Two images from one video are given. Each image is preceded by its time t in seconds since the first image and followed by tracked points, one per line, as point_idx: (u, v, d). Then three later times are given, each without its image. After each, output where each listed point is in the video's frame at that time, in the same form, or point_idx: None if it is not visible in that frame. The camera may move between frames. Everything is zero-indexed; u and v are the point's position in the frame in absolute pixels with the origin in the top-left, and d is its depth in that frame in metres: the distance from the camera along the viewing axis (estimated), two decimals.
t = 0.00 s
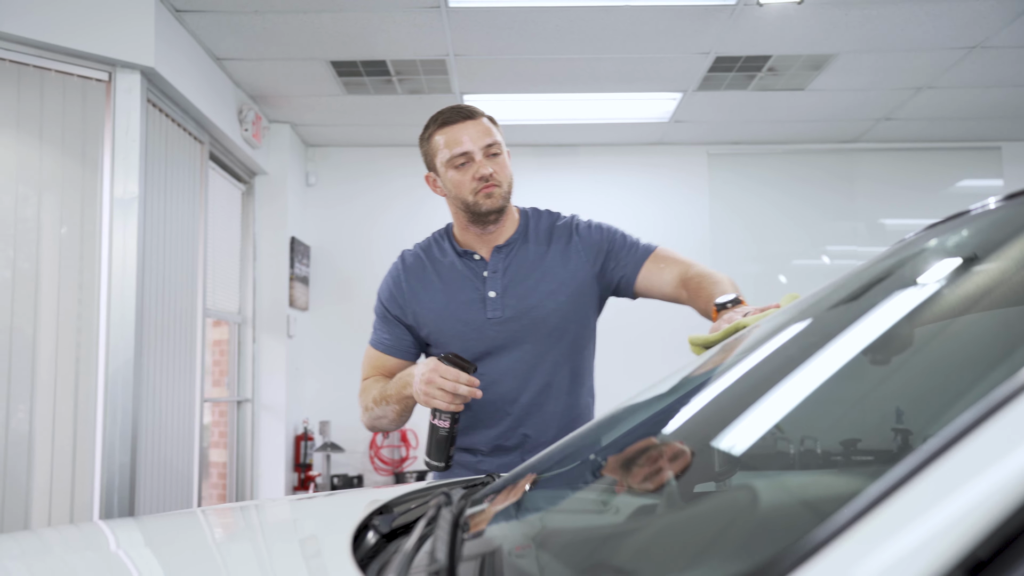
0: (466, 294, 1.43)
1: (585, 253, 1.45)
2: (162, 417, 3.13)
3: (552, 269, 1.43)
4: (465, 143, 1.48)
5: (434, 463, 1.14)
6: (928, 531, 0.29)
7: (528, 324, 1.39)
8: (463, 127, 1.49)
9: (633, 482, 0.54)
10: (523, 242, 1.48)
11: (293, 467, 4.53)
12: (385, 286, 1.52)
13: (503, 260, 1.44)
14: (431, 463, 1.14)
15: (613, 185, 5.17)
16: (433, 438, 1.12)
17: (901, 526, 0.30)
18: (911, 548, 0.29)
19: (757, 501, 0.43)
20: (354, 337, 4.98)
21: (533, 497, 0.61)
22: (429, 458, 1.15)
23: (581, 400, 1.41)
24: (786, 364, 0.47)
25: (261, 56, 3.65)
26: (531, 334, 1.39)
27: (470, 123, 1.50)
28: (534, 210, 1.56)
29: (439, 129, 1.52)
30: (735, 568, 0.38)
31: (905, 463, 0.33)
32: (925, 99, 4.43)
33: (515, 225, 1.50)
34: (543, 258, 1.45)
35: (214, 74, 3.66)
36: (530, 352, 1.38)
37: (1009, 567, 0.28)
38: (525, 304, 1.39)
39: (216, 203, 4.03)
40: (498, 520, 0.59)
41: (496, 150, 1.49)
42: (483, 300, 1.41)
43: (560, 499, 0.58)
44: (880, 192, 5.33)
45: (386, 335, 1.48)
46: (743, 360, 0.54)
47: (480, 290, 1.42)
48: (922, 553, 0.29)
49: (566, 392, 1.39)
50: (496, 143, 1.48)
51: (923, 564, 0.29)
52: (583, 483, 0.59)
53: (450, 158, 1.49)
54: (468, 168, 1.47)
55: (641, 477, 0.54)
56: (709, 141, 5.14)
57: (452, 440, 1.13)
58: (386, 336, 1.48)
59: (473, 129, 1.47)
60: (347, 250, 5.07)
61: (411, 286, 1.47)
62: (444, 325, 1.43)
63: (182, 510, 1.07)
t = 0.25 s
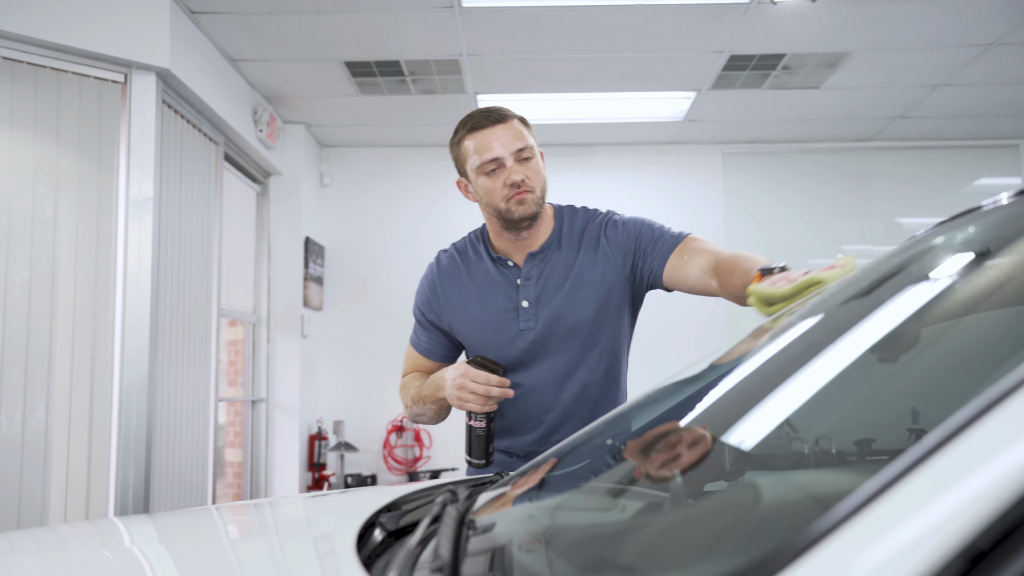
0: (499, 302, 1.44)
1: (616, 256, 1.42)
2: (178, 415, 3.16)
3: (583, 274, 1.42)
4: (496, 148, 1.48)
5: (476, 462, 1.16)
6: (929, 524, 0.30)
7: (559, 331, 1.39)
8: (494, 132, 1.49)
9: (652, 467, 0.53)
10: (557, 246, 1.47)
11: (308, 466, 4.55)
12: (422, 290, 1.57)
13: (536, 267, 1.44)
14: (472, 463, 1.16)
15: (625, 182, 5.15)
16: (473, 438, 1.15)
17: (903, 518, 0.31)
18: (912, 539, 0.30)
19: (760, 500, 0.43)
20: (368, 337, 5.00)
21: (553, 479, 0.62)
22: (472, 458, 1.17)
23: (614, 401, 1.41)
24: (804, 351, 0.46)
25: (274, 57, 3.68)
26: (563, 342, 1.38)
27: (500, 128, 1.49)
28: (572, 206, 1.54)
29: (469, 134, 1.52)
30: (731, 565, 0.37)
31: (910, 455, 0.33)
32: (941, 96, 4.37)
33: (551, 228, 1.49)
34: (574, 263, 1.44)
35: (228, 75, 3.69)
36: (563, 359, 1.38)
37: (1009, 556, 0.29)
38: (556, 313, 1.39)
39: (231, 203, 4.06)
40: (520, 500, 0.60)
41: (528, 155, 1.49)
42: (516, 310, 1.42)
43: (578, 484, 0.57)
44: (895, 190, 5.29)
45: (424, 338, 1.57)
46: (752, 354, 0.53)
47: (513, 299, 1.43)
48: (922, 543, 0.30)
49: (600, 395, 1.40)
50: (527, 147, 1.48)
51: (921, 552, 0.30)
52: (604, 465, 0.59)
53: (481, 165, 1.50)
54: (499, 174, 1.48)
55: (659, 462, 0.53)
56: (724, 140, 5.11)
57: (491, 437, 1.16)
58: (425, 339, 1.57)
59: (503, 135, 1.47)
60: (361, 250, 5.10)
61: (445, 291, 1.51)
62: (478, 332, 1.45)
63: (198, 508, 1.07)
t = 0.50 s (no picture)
0: (511, 318, 1.49)
1: (609, 274, 1.36)
2: (182, 415, 3.17)
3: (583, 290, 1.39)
4: (515, 165, 1.48)
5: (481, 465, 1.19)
6: (921, 516, 0.30)
7: (561, 346, 1.40)
8: (512, 149, 1.49)
9: (652, 455, 0.55)
10: (568, 263, 1.46)
11: (311, 466, 4.56)
12: (444, 292, 1.65)
13: (548, 285, 1.45)
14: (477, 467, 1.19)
15: (628, 182, 5.14)
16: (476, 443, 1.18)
17: (894, 510, 0.30)
18: (902, 531, 0.30)
19: (752, 499, 0.43)
20: (371, 337, 5.01)
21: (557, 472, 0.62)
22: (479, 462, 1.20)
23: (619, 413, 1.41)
24: (797, 354, 0.47)
25: (277, 58, 3.69)
26: (565, 358, 1.39)
27: (520, 144, 1.49)
28: (594, 216, 1.52)
29: (488, 151, 1.52)
30: (716, 563, 0.37)
31: (904, 447, 0.34)
32: (945, 96, 4.35)
33: (568, 244, 1.46)
34: (577, 277, 1.42)
35: (232, 75, 3.70)
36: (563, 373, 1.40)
37: (998, 546, 0.30)
38: (557, 331, 1.39)
39: (234, 203, 4.07)
40: (535, 485, 0.61)
41: (547, 172, 1.48)
42: (526, 327, 1.46)
43: (585, 473, 0.59)
44: (900, 191, 5.28)
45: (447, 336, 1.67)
46: (749, 356, 0.53)
47: (524, 316, 1.47)
48: (914, 535, 0.29)
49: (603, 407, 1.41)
50: (545, 164, 1.47)
51: (911, 542, 0.29)
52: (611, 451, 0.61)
53: (500, 181, 1.50)
54: (518, 192, 1.48)
55: (660, 451, 0.54)
56: (728, 140, 5.10)
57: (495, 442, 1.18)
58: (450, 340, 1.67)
59: (522, 151, 1.47)
60: (365, 250, 5.10)
61: (464, 301, 1.59)
62: (492, 343, 1.52)
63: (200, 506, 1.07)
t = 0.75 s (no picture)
0: (501, 324, 1.48)
1: (585, 287, 1.32)
2: (182, 415, 3.17)
3: (562, 301, 1.36)
4: (510, 177, 1.41)
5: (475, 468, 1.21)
6: (907, 509, 0.30)
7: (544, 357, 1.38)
8: (508, 159, 1.41)
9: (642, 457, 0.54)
10: (555, 275, 1.42)
11: (311, 466, 4.56)
12: (447, 295, 1.67)
13: (537, 293, 1.44)
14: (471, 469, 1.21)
15: (628, 182, 5.14)
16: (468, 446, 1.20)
17: (881, 507, 0.31)
18: (888, 527, 0.30)
19: (743, 501, 0.43)
20: (371, 337, 5.01)
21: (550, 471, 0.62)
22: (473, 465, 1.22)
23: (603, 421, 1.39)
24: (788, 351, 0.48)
25: (277, 58, 3.69)
26: (546, 368, 1.37)
27: (516, 154, 1.42)
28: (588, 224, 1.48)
29: (484, 157, 1.45)
30: (708, 560, 0.37)
31: (900, 439, 0.34)
32: (945, 96, 4.35)
33: (561, 255, 1.43)
34: (559, 288, 1.38)
35: (232, 75, 3.70)
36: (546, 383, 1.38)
37: (984, 543, 0.30)
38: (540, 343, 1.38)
39: (235, 203, 4.07)
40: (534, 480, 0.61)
41: (543, 182, 1.42)
42: (515, 334, 1.45)
43: (578, 473, 0.58)
44: (900, 191, 5.28)
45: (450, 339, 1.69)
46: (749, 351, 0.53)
47: (514, 323, 1.46)
48: (900, 530, 0.30)
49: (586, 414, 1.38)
50: (542, 175, 1.40)
51: (902, 537, 0.29)
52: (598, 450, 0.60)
53: (494, 191, 1.43)
54: (512, 203, 1.42)
55: (648, 453, 0.54)
56: (728, 140, 5.10)
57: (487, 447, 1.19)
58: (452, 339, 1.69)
59: (518, 162, 1.40)
60: (365, 250, 5.11)
61: (462, 303, 1.60)
62: (485, 347, 1.52)
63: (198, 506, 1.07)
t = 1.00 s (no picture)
0: (500, 322, 1.49)
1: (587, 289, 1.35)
2: (182, 414, 3.17)
3: (566, 303, 1.38)
4: (505, 175, 1.37)
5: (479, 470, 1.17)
6: (906, 500, 0.30)
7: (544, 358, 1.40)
8: (503, 157, 1.37)
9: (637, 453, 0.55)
10: (552, 272, 1.44)
11: (312, 465, 4.56)
12: (444, 293, 1.65)
13: (535, 290, 1.45)
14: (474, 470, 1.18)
15: (629, 181, 5.14)
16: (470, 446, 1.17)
17: (881, 498, 0.30)
18: (885, 520, 0.30)
19: (740, 494, 0.42)
20: (372, 336, 5.01)
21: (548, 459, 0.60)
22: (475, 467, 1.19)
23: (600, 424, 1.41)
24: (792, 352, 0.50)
25: (278, 57, 3.69)
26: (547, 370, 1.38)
27: (510, 152, 1.38)
28: (581, 220, 1.49)
29: (478, 154, 1.41)
30: (703, 554, 0.37)
31: (901, 429, 0.34)
32: (945, 95, 4.35)
33: (557, 250, 1.44)
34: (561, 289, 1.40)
35: (232, 75, 3.70)
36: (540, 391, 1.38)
37: (979, 534, 0.31)
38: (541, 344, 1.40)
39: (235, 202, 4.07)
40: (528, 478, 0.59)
41: (539, 180, 1.38)
42: (515, 332, 1.46)
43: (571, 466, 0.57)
44: (900, 190, 5.28)
45: (447, 338, 1.68)
46: (757, 344, 0.57)
47: (513, 321, 1.47)
48: (899, 522, 0.30)
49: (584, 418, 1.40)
50: (537, 173, 1.37)
51: (897, 528, 0.30)
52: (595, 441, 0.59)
53: (489, 190, 1.40)
54: (507, 202, 1.39)
55: (644, 450, 0.54)
56: (728, 139, 5.09)
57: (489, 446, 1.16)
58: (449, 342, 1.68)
59: (514, 161, 1.36)
60: (365, 249, 5.11)
61: (458, 304, 1.60)
62: (482, 346, 1.53)
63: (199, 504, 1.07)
